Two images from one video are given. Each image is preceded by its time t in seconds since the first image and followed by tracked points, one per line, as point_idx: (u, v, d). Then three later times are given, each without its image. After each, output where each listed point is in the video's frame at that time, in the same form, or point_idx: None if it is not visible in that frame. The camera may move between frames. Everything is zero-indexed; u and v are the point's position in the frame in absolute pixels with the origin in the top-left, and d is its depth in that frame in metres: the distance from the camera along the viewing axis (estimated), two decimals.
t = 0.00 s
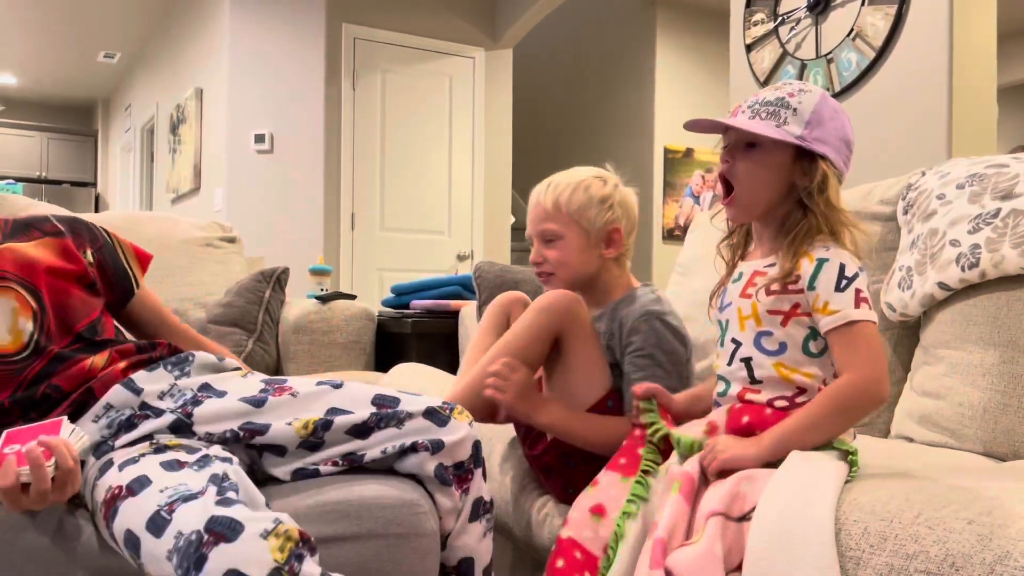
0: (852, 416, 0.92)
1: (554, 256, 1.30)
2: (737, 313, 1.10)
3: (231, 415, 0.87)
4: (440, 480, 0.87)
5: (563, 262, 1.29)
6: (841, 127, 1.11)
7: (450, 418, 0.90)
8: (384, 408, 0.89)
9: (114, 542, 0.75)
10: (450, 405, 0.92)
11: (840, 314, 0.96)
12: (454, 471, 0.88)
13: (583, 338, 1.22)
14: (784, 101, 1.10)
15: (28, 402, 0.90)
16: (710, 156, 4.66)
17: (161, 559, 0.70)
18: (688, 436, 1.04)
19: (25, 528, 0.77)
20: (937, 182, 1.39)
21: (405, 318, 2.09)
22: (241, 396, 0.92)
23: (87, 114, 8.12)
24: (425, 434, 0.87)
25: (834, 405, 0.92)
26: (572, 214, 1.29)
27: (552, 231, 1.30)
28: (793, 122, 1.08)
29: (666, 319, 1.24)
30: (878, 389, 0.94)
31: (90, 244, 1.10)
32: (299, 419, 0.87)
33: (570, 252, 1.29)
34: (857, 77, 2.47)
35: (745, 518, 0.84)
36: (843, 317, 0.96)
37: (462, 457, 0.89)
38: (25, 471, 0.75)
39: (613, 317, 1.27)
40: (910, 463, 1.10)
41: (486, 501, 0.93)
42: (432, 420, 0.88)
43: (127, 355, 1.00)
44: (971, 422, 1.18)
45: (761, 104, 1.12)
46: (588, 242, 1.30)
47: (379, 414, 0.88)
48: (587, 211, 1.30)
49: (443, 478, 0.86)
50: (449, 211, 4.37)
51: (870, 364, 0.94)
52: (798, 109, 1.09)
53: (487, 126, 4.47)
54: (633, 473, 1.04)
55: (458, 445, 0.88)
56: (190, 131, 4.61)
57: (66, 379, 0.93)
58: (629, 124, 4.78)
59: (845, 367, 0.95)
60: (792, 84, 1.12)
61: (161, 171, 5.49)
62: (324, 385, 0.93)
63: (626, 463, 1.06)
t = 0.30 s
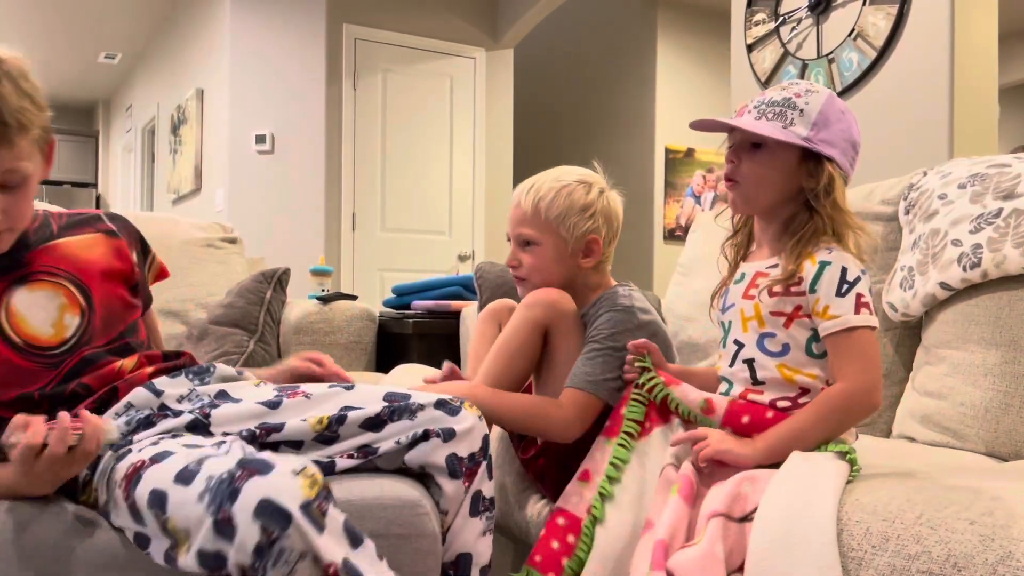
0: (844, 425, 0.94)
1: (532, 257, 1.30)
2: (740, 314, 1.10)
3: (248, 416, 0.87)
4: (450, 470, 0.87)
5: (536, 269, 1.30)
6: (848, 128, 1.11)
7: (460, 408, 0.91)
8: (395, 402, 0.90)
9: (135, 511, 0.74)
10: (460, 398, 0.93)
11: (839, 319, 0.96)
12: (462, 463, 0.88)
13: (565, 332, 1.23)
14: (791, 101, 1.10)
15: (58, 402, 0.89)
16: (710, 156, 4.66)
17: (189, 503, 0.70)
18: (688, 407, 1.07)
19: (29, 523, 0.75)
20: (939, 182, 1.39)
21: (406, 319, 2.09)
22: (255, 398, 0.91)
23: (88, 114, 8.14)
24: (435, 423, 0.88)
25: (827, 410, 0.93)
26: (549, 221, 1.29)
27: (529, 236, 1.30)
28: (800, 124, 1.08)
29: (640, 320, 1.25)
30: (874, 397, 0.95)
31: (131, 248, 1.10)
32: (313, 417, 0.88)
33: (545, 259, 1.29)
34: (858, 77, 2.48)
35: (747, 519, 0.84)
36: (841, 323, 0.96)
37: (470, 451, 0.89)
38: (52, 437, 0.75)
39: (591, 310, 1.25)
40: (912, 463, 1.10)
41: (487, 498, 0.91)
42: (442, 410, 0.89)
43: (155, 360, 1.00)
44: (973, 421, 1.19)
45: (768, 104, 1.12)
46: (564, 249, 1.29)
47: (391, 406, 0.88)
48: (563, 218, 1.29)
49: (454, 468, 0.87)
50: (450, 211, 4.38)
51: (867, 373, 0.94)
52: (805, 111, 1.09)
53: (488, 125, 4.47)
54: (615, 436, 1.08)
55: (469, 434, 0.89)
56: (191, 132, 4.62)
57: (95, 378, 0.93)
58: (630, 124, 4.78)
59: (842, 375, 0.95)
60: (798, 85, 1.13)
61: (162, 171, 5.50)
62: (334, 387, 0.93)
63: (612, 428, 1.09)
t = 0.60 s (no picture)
0: (832, 436, 0.94)
1: (553, 255, 1.30)
2: (744, 320, 1.10)
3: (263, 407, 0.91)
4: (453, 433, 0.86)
5: (556, 267, 1.30)
6: (844, 126, 1.11)
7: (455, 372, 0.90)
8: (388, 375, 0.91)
9: (179, 463, 0.75)
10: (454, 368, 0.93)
11: (833, 324, 0.97)
12: (456, 426, 0.86)
13: (567, 333, 1.24)
14: (784, 104, 1.11)
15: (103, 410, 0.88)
16: (711, 156, 4.66)
17: (245, 431, 0.71)
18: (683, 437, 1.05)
19: (43, 518, 0.74)
20: (941, 182, 1.39)
21: (407, 319, 2.09)
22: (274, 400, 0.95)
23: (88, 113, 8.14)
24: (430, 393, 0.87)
25: (823, 416, 0.93)
26: (572, 219, 1.30)
27: (550, 234, 1.30)
28: (794, 126, 1.09)
29: (647, 308, 1.26)
30: (855, 403, 0.95)
31: (197, 252, 1.00)
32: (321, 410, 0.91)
33: (565, 257, 1.30)
34: (858, 77, 2.48)
35: (748, 519, 0.84)
36: (835, 328, 0.96)
37: (467, 410, 0.87)
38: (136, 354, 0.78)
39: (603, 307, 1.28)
40: (913, 464, 1.10)
41: (492, 460, 0.88)
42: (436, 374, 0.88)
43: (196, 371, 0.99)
44: (975, 422, 1.19)
45: (762, 108, 1.13)
46: (584, 248, 1.30)
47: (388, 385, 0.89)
48: (585, 217, 1.30)
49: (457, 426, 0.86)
50: (451, 212, 4.38)
51: (856, 380, 0.95)
52: (798, 113, 1.09)
53: (489, 125, 4.47)
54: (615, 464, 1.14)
55: (467, 395, 0.87)
56: (191, 133, 4.62)
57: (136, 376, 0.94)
58: (631, 125, 4.78)
59: (829, 383, 0.96)
60: (791, 86, 1.13)
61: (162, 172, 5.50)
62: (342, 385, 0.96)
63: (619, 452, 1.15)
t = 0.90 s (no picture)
0: (824, 439, 0.94)
1: (551, 247, 1.30)
2: (747, 323, 1.10)
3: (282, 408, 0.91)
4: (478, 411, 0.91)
5: (554, 260, 1.30)
6: (837, 124, 1.11)
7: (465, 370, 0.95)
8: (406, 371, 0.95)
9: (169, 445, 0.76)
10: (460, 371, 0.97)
11: (826, 324, 0.97)
12: (479, 406, 0.91)
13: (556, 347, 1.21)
14: (776, 105, 1.11)
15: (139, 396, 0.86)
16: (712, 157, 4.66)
17: (219, 445, 0.74)
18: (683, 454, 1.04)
19: (44, 520, 0.75)
20: (941, 183, 1.39)
21: (407, 320, 2.09)
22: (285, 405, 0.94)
23: (88, 115, 8.16)
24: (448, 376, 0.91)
25: (816, 421, 0.93)
26: (573, 214, 1.31)
27: (551, 227, 1.31)
28: (786, 127, 1.09)
29: (636, 309, 1.25)
30: (837, 406, 0.94)
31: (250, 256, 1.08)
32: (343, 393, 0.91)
33: (563, 251, 1.30)
34: (859, 78, 2.48)
35: (747, 522, 0.84)
36: (830, 327, 0.97)
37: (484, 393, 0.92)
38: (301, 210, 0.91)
39: (593, 311, 1.29)
40: (913, 465, 1.10)
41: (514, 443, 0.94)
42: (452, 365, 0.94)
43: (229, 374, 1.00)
44: (975, 423, 1.19)
45: (754, 111, 1.13)
46: (583, 244, 1.31)
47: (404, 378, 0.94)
48: (585, 212, 1.31)
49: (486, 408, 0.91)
50: (451, 213, 4.38)
51: (843, 381, 0.95)
52: (790, 113, 1.09)
53: (489, 126, 4.48)
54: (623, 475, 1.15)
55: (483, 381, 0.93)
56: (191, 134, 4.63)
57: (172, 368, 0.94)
58: (632, 126, 4.78)
59: (821, 382, 0.96)
60: (783, 87, 1.14)
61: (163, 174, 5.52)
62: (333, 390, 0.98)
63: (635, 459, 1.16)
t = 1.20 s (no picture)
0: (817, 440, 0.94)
1: (540, 243, 1.31)
2: (746, 324, 1.10)
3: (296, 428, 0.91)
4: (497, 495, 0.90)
5: (543, 256, 1.31)
6: (832, 125, 1.10)
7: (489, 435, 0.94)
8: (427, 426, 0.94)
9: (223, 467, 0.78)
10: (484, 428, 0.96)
11: (821, 322, 0.97)
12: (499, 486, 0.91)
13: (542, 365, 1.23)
14: (769, 108, 1.11)
15: (157, 388, 0.90)
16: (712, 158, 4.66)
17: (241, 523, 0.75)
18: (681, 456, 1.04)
19: (44, 519, 0.74)
20: (941, 184, 1.39)
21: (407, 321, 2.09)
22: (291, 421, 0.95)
23: (89, 115, 8.17)
24: (472, 455, 0.90)
25: (811, 423, 0.93)
26: (563, 212, 1.32)
27: (541, 224, 1.32)
28: (779, 130, 1.09)
29: (627, 321, 1.23)
30: (826, 406, 0.94)
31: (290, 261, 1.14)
32: (354, 431, 0.92)
33: (553, 246, 1.31)
34: (859, 79, 2.47)
35: (747, 524, 0.84)
36: (824, 326, 0.97)
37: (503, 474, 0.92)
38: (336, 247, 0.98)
39: (581, 314, 1.30)
40: (914, 467, 1.10)
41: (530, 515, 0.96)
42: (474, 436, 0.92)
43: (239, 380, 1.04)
44: (976, 424, 1.19)
45: (748, 114, 1.13)
46: (573, 240, 1.32)
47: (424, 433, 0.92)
48: (575, 211, 1.33)
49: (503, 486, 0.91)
50: (451, 213, 4.38)
51: (833, 381, 0.95)
52: (783, 116, 1.09)
53: (489, 127, 4.48)
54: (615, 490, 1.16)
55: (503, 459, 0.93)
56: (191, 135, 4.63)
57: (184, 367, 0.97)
58: (632, 127, 4.78)
59: (817, 380, 0.96)
60: (777, 90, 1.13)
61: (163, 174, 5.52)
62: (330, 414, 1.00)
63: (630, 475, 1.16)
